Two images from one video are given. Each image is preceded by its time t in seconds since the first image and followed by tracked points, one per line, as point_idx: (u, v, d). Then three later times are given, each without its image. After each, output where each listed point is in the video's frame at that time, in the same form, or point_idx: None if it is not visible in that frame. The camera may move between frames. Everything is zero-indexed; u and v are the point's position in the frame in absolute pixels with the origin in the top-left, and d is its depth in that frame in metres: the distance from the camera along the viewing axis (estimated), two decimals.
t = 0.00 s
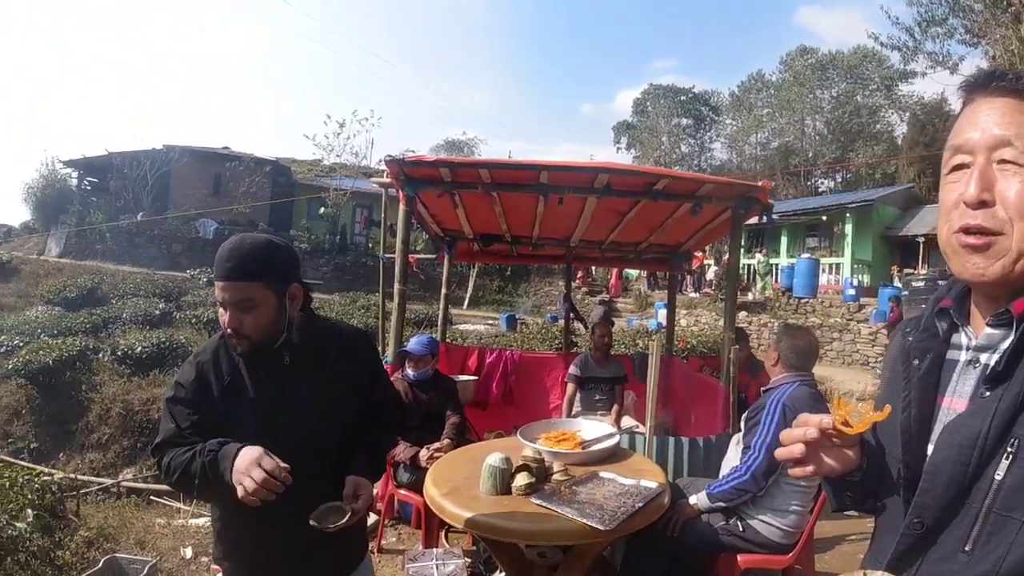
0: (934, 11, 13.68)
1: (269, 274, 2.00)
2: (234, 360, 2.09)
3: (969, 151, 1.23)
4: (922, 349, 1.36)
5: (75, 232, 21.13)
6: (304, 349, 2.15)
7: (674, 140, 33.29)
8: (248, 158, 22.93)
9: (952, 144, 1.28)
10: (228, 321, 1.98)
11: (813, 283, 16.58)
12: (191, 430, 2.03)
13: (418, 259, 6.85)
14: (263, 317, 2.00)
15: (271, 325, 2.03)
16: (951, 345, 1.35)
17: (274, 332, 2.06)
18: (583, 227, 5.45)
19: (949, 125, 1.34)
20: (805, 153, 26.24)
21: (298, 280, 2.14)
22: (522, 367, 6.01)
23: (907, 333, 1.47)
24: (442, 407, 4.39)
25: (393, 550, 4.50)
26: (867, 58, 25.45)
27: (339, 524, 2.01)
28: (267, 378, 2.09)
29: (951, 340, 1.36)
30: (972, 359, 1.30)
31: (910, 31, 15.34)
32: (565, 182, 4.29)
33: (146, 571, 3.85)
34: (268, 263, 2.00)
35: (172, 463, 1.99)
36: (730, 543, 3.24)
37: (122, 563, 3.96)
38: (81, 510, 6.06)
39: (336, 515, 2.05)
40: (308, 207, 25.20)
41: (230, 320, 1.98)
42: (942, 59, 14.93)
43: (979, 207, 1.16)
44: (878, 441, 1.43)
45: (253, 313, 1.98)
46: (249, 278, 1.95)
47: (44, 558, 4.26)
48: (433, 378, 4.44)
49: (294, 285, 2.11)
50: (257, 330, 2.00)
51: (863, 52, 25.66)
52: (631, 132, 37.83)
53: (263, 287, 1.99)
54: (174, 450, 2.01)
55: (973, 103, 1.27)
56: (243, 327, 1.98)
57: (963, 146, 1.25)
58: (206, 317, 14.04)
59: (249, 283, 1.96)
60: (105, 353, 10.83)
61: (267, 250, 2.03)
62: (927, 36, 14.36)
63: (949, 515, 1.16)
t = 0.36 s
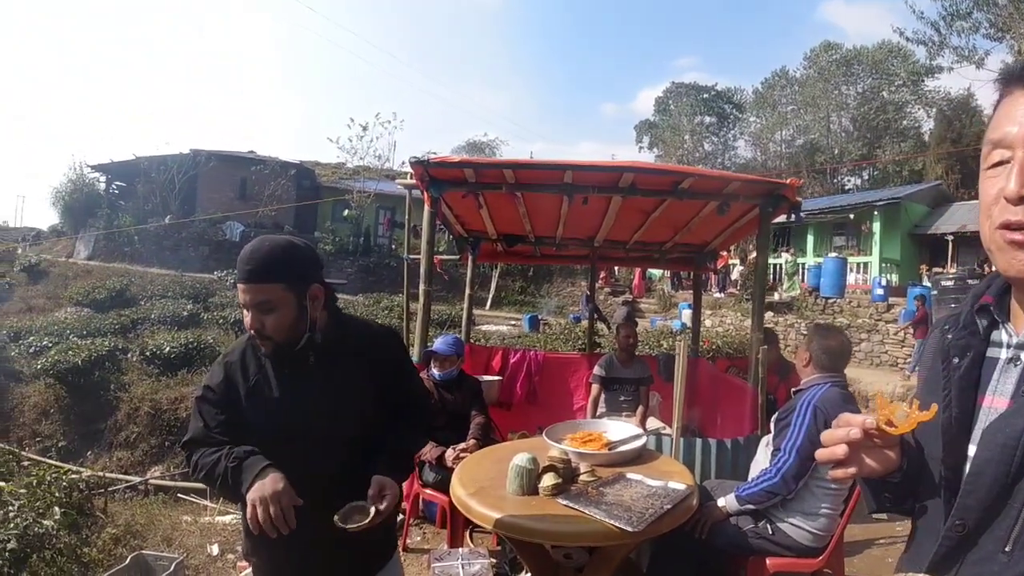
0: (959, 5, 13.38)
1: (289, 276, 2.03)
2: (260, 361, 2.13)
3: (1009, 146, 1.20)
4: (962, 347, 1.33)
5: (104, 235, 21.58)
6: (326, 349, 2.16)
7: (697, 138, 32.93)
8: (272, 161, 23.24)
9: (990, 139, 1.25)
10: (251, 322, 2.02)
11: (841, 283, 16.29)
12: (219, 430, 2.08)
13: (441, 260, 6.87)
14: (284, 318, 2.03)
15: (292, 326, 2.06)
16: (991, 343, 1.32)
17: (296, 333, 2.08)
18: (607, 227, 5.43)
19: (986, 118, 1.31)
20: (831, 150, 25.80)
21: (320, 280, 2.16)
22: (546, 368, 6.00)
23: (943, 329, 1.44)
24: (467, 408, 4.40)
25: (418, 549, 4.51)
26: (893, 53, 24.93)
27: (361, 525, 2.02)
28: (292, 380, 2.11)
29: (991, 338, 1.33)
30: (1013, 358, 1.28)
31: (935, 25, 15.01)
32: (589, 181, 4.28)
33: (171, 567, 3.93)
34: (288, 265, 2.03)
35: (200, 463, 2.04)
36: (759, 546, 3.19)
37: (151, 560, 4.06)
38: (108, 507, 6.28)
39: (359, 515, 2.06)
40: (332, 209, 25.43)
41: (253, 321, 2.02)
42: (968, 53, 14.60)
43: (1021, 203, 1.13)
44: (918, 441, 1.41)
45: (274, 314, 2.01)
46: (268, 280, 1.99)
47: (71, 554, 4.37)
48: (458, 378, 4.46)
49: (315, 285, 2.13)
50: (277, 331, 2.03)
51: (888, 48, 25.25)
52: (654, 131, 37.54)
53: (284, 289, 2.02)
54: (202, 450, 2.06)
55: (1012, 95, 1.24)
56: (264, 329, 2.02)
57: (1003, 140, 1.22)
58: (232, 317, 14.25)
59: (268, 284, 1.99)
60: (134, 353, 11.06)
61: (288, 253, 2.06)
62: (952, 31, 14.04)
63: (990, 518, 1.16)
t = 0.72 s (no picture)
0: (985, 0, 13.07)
1: (307, 276, 2.05)
2: (285, 358, 2.19)
3: None
4: (1000, 347, 1.31)
5: (131, 235, 21.96)
6: (346, 347, 2.16)
7: (720, 138, 32.58)
8: (297, 163, 23.53)
9: None
10: (273, 322, 2.07)
11: (868, 284, 16.00)
12: (246, 426, 2.19)
13: (464, 260, 6.89)
14: (303, 318, 2.06)
15: (311, 325, 2.08)
16: None
17: (316, 332, 2.10)
18: (632, 227, 5.40)
19: None
20: (858, 148, 25.36)
21: (341, 279, 2.16)
22: (570, 368, 5.98)
23: (978, 329, 1.42)
24: (491, 408, 4.40)
25: (442, 548, 4.54)
26: (919, 50, 24.51)
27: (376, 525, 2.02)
28: (313, 378, 2.14)
29: None
30: None
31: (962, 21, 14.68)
32: (614, 180, 4.25)
33: (195, 564, 4.00)
34: (306, 265, 2.05)
35: (229, 458, 2.17)
36: (788, 551, 3.15)
37: (177, 556, 4.14)
38: (136, 503, 6.41)
39: (377, 515, 2.06)
40: (356, 210, 25.65)
41: (274, 321, 2.07)
42: (995, 50, 14.27)
43: None
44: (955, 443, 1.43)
45: (293, 314, 2.05)
46: (286, 281, 2.02)
47: (97, 548, 4.46)
48: (482, 378, 4.47)
49: (335, 284, 2.13)
50: (297, 331, 2.07)
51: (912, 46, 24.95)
52: (676, 131, 37.26)
53: (301, 289, 2.04)
54: (232, 445, 2.19)
55: None
56: (283, 328, 2.06)
57: None
58: (258, 317, 14.44)
59: (286, 284, 2.02)
60: (161, 352, 11.25)
61: (307, 253, 2.08)
62: (978, 27, 13.72)
63: None
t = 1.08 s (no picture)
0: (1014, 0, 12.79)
1: (327, 276, 2.05)
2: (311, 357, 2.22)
3: None
4: None
5: (161, 236, 22.39)
6: (367, 347, 2.16)
7: (746, 140, 32.23)
8: (323, 166, 23.83)
9: None
10: (295, 322, 2.10)
11: (898, 289, 15.69)
12: (273, 420, 2.25)
13: (489, 262, 6.91)
14: (324, 317, 2.07)
15: (332, 325, 2.09)
16: None
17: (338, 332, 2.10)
18: (658, 230, 5.37)
19: None
20: (885, 151, 24.94)
21: (362, 278, 2.15)
22: (593, 371, 5.96)
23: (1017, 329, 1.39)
24: (515, 410, 4.41)
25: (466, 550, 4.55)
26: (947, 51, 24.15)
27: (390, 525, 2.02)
28: (338, 377, 2.16)
29: None
30: None
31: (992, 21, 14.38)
32: (641, 183, 4.23)
33: (219, 560, 4.06)
34: (326, 265, 2.05)
35: (258, 451, 2.24)
36: (817, 560, 3.10)
37: (201, 551, 4.20)
38: (162, 498, 6.53)
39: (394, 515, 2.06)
40: (380, 212, 25.88)
41: (296, 321, 2.09)
42: None
43: None
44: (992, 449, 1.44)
45: (314, 314, 2.06)
46: (307, 281, 2.03)
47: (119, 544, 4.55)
48: (506, 380, 4.49)
49: (355, 283, 2.13)
50: (317, 330, 2.08)
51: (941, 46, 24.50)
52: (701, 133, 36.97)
53: (320, 289, 2.05)
54: (261, 439, 2.26)
55: None
56: (305, 327, 2.08)
57: None
58: (285, 317, 14.61)
59: (306, 285, 2.03)
60: (189, 350, 11.43)
61: (326, 254, 2.08)
62: (1008, 27, 13.43)
63: None
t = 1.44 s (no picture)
0: None
1: (340, 276, 2.07)
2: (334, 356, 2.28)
3: None
4: None
5: (185, 236, 22.75)
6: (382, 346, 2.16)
7: (768, 140, 31.88)
8: (344, 168, 24.04)
9: None
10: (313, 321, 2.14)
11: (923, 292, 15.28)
12: (301, 417, 2.34)
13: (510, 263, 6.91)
14: (339, 317, 2.10)
15: (347, 325, 2.11)
16: None
17: (353, 332, 2.12)
18: (681, 230, 5.33)
19: None
20: (910, 151, 24.37)
21: (377, 277, 2.15)
22: (615, 373, 5.95)
23: None
24: (537, 410, 4.40)
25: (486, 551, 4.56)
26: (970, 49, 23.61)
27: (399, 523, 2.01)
28: (357, 377, 2.19)
29: None
30: None
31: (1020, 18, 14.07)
32: (665, 183, 4.21)
33: (240, 556, 4.12)
34: (340, 264, 2.07)
35: (289, 447, 2.34)
36: (842, 566, 3.05)
37: (223, 547, 4.27)
38: (186, 495, 6.64)
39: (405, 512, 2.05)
40: (401, 214, 26.05)
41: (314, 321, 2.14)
42: None
43: None
44: None
45: (330, 313, 2.09)
46: (321, 282, 2.06)
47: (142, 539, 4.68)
48: (527, 382, 4.52)
49: (368, 283, 2.12)
50: (334, 330, 2.11)
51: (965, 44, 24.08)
52: (722, 133, 36.65)
53: (333, 289, 2.07)
54: (292, 435, 2.35)
55: None
56: (323, 327, 2.12)
57: None
58: (307, 317, 14.76)
59: (321, 285, 2.06)
60: (213, 349, 11.58)
61: (341, 256, 2.10)
62: None
63: None
